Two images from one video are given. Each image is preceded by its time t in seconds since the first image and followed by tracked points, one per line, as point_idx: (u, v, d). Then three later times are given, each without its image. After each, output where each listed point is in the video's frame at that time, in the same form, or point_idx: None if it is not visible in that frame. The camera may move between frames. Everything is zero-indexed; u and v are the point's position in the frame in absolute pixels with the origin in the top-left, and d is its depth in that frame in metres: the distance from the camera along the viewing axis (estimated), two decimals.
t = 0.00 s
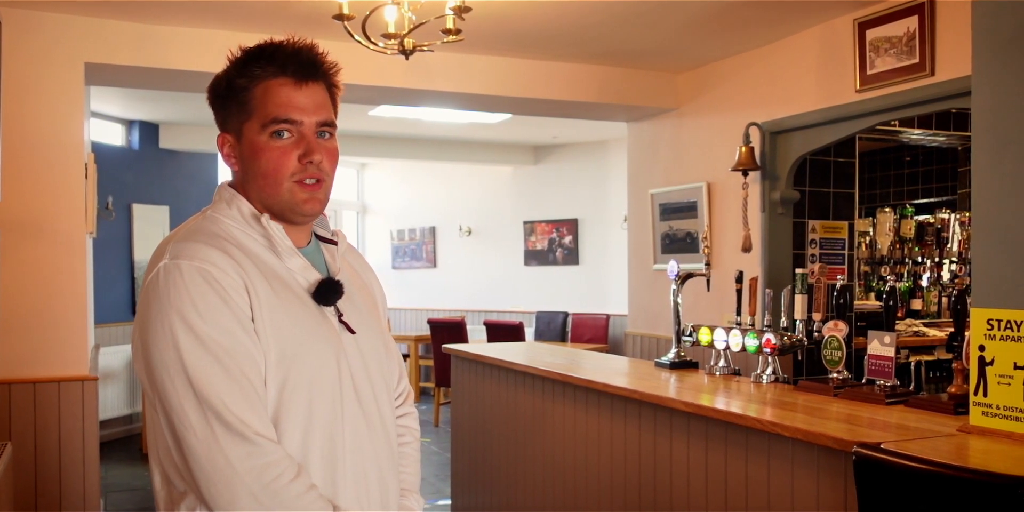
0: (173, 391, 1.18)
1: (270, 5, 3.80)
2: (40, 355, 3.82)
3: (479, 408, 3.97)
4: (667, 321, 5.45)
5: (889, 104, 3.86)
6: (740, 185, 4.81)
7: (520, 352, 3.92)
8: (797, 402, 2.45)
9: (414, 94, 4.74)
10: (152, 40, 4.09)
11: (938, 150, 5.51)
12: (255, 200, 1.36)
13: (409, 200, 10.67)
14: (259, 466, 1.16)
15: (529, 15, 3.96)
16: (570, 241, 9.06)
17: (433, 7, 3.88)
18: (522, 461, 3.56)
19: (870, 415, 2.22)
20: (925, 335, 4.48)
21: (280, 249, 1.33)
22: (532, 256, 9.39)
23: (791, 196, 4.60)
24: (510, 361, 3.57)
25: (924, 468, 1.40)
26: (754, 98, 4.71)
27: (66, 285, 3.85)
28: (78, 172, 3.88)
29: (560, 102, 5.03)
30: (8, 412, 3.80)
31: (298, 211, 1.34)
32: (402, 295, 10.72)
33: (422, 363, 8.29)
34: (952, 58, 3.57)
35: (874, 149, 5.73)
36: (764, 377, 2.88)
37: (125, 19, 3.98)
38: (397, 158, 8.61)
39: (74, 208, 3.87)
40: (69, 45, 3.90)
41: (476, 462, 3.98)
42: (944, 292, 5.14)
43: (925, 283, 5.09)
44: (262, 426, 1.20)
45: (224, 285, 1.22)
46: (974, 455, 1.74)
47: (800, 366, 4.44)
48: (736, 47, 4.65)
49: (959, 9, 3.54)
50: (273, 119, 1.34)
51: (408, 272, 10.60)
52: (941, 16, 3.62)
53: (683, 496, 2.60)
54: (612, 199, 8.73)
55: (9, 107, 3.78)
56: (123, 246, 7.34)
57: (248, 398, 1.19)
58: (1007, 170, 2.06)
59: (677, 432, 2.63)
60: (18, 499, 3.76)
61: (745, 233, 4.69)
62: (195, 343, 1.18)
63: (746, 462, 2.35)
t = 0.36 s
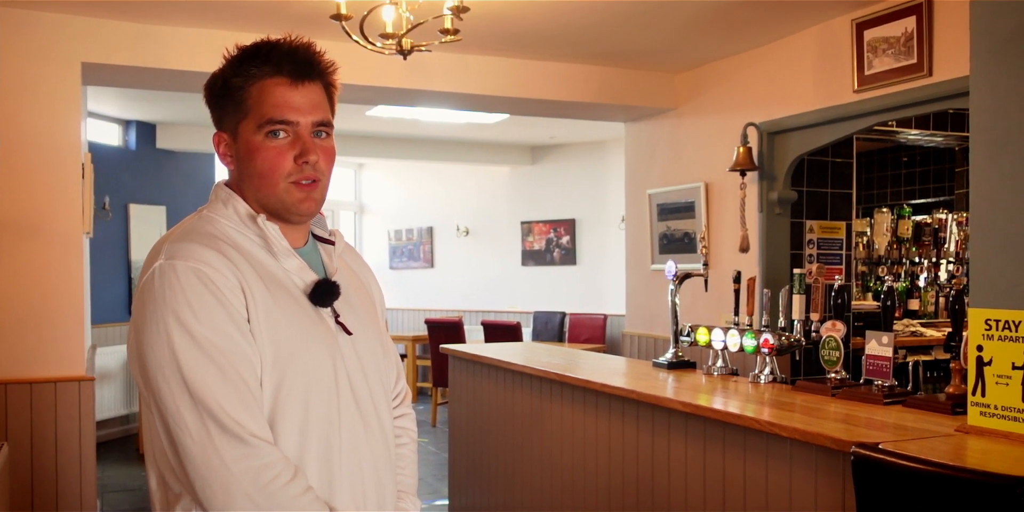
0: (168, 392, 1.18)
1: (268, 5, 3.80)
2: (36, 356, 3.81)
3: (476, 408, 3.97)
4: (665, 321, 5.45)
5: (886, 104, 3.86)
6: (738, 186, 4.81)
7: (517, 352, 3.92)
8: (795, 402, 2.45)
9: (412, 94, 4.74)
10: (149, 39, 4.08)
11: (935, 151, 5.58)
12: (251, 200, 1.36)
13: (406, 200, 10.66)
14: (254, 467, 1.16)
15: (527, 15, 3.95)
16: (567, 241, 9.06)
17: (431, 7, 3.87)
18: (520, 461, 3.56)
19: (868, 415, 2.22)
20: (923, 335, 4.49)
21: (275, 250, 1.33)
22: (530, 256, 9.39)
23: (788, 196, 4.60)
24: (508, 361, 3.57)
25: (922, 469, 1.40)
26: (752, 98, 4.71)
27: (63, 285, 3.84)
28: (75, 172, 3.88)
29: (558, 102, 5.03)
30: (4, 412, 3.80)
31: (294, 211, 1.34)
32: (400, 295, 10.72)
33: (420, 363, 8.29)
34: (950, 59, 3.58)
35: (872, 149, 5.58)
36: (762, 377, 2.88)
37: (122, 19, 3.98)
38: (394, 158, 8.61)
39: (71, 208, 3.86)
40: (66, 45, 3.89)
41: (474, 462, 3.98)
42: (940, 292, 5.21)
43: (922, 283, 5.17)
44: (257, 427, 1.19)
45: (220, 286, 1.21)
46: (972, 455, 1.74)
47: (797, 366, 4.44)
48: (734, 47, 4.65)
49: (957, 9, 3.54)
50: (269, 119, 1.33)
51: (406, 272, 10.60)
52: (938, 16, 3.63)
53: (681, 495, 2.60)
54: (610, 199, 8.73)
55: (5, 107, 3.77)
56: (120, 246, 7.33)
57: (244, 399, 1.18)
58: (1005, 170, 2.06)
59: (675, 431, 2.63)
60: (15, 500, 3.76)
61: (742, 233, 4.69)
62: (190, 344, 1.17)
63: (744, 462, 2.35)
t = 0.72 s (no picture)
0: (158, 395, 1.17)
1: (266, 4, 3.79)
2: (33, 355, 3.80)
3: (474, 408, 3.97)
4: (663, 322, 5.45)
5: (884, 104, 3.87)
6: (736, 186, 4.81)
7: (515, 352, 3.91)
8: (793, 402, 2.45)
9: (410, 94, 4.73)
10: (147, 39, 4.07)
11: (931, 150, 5.56)
12: (255, 200, 1.34)
13: (404, 200, 10.66)
14: (244, 469, 1.15)
15: (526, 15, 3.95)
16: (565, 242, 9.05)
17: (430, 7, 3.87)
18: (518, 461, 3.56)
19: (866, 415, 2.22)
20: (921, 336, 4.48)
21: (268, 251, 1.32)
22: (527, 257, 9.38)
23: (787, 196, 4.60)
24: (505, 361, 3.57)
25: (920, 469, 1.40)
26: (750, 98, 4.71)
27: (60, 284, 3.83)
28: (72, 171, 3.87)
29: (556, 102, 5.02)
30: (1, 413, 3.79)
31: (301, 215, 1.34)
32: (398, 295, 10.72)
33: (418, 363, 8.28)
34: (948, 59, 3.58)
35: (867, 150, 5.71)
36: (760, 377, 2.87)
37: (119, 18, 3.96)
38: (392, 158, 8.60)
39: (69, 207, 3.85)
40: (63, 44, 3.88)
41: (472, 463, 3.97)
42: (938, 292, 5.22)
43: (920, 283, 5.17)
44: (248, 428, 1.18)
45: (211, 288, 1.21)
46: (970, 456, 1.74)
47: (795, 366, 4.44)
48: (732, 47, 4.65)
49: (955, 9, 3.54)
50: (287, 123, 1.32)
51: (404, 272, 10.59)
52: (936, 17, 3.63)
53: (679, 495, 2.59)
54: (607, 199, 8.73)
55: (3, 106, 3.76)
56: (118, 246, 7.32)
57: (234, 400, 1.18)
58: (1003, 170, 2.05)
59: (673, 432, 2.63)
60: (12, 500, 3.75)
61: (740, 233, 4.69)
62: (181, 345, 1.16)
63: (742, 462, 2.35)
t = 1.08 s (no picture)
0: (159, 400, 1.16)
1: (263, 4, 3.78)
2: (30, 356, 3.79)
3: (472, 409, 3.96)
4: (661, 322, 5.45)
5: (882, 105, 3.87)
6: (734, 186, 4.81)
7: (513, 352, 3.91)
8: (791, 403, 2.45)
9: (408, 94, 4.73)
10: (144, 39, 4.07)
11: (929, 151, 5.56)
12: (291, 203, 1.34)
13: (402, 200, 10.66)
14: (243, 478, 1.14)
15: (524, 15, 3.95)
16: (563, 242, 9.05)
17: (428, 7, 3.86)
18: (516, 462, 3.56)
19: (864, 416, 2.22)
20: (919, 336, 4.46)
21: (270, 251, 1.31)
22: (525, 257, 9.38)
23: (785, 197, 4.60)
24: (503, 361, 3.56)
25: (918, 470, 1.40)
26: (748, 98, 4.71)
27: (58, 285, 3.83)
28: (70, 172, 3.86)
29: (554, 102, 5.02)
30: None
31: (331, 228, 1.38)
32: (396, 295, 10.72)
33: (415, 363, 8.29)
34: (945, 59, 3.58)
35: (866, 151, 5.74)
36: (758, 378, 2.87)
37: (116, 18, 3.96)
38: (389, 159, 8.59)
39: (66, 208, 3.85)
40: (61, 44, 3.87)
41: (470, 463, 3.97)
42: (936, 293, 5.19)
43: (917, 283, 5.14)
44: (248, 435, 1.18)
45: (217, 292, 1.20)
46: (968, 456, 1.74)
47: (793, 367, 4.44)
48: (730, 48, 4.65)
49: (953, 10, 3.54)
50: (355, 145, 1.36)
51: (402, 272, 10.59)
52: (934, 17, 3.63)
53: (677, 496, 2.59)
54: (605, 200, 8.73)
55: None
56: (115, 247, 7.31)
57: (236, 407, 1.17)
58: (1001, 171, 2.05)
59: (671, 432, 2.63)
60: (9, 500, 3.74)
61: (738, 234, 4.70)
62: (185, 350, 1.16)
63: (739, 463, 2.35)
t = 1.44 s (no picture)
0: (132, 394, 1.14)
1: (260, 4, 3.78)
2: (28, 356, 3.78)
3: (470, 409, 3.96)
4: (659, 322, 5.44)
5: (879, 105, 3.87)
6: (732, 186, 4.81)
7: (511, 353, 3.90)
8: (789, 403, 2.45)
9: (406, 94, 4.73)
10: (142, 39, 4.06)
11: (927, 152, 5.56)
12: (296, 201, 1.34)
13: (400, 201, 10.65)
14: (194, 492, 1.12)
15: (522, 15, 3.94)
16: (561, 242, 9.04)
17: (426, 7, 3.86)
18: (514, 462, 3.55)
19: (862, 416, 2.22)
20: (917, 336, 4.45)
21: (276, 252, 1.31)
22: (523, 257, 9.37)
23: (782, 197, 4.60)
24: (502, 362, 3.56)
25: (916, 470, 1.40)
26: (746, 98, 4.71)
27: (55, 285, 3.82)
28: (67, 172, 3.86)
29: (552, 102, 5.02)
30: None
31: (335, 228, 1.37)
32: (394, 295, 10.71)
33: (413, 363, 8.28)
34: (943, 60, 3.59)
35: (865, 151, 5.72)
36: (756, 378, 2.87)
37: (113, 18, 3.95)
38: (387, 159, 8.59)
39: (63, 209, 3.84)
40: (57, 44, 3.86)
41: (468, 463, 3.97)
42: (935, 293, 5.04)
43: (915, 283, 5.05)
44: (213, 447, 1.15)
45: (215, 295, 1.18)
46: (966, 456, 1.74)
47: (791, 367, 4.45)
48: (727, 48, 4.65)
49: (951, 10, 3.55)
50: (360, 146, 1.36)
51: (400, 273, 10.59)
52: (932, 17, 3.64)
53: (675, 496, 2.59)
54: (604, 200, 8.72)
55: None
56: (112, 247, 7.30)
57: (208, 417, 1.14)
58: (999, 171, 2.05)
59: (669, 432, 2.63)
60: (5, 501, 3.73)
61: (737, 234, 4.70)
62: (171, 350, 1.13)
63: (737, 463, 2.35)
